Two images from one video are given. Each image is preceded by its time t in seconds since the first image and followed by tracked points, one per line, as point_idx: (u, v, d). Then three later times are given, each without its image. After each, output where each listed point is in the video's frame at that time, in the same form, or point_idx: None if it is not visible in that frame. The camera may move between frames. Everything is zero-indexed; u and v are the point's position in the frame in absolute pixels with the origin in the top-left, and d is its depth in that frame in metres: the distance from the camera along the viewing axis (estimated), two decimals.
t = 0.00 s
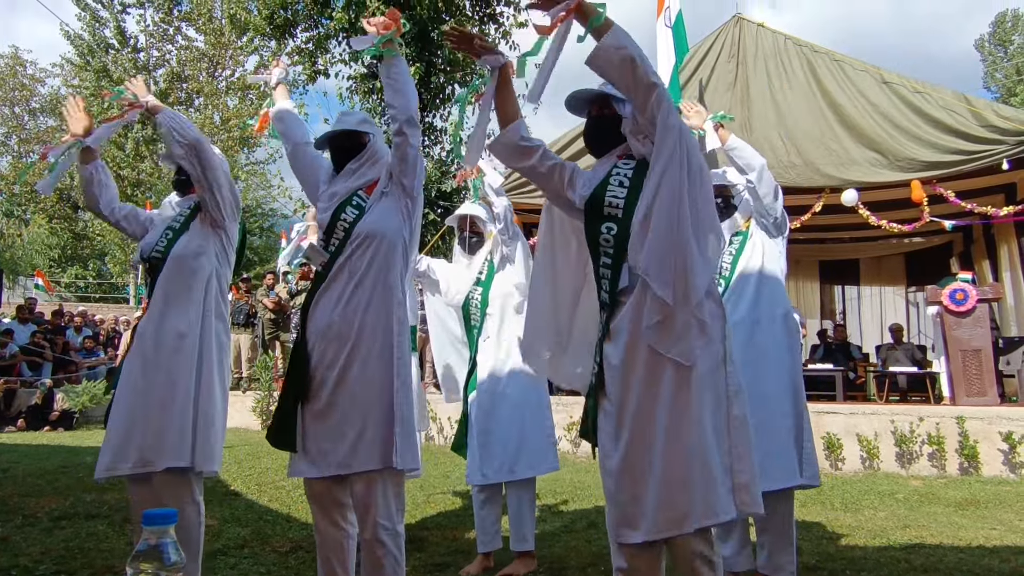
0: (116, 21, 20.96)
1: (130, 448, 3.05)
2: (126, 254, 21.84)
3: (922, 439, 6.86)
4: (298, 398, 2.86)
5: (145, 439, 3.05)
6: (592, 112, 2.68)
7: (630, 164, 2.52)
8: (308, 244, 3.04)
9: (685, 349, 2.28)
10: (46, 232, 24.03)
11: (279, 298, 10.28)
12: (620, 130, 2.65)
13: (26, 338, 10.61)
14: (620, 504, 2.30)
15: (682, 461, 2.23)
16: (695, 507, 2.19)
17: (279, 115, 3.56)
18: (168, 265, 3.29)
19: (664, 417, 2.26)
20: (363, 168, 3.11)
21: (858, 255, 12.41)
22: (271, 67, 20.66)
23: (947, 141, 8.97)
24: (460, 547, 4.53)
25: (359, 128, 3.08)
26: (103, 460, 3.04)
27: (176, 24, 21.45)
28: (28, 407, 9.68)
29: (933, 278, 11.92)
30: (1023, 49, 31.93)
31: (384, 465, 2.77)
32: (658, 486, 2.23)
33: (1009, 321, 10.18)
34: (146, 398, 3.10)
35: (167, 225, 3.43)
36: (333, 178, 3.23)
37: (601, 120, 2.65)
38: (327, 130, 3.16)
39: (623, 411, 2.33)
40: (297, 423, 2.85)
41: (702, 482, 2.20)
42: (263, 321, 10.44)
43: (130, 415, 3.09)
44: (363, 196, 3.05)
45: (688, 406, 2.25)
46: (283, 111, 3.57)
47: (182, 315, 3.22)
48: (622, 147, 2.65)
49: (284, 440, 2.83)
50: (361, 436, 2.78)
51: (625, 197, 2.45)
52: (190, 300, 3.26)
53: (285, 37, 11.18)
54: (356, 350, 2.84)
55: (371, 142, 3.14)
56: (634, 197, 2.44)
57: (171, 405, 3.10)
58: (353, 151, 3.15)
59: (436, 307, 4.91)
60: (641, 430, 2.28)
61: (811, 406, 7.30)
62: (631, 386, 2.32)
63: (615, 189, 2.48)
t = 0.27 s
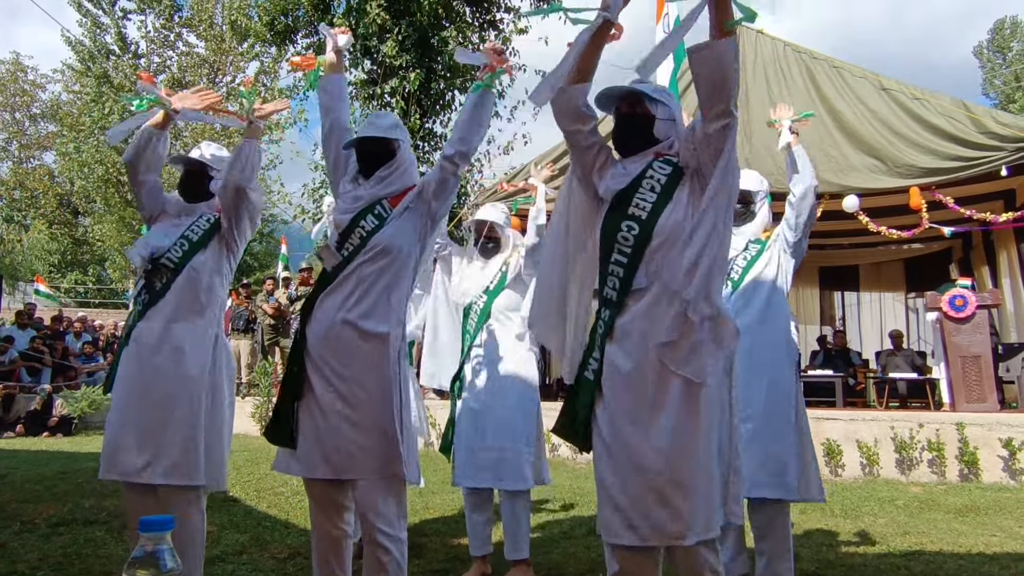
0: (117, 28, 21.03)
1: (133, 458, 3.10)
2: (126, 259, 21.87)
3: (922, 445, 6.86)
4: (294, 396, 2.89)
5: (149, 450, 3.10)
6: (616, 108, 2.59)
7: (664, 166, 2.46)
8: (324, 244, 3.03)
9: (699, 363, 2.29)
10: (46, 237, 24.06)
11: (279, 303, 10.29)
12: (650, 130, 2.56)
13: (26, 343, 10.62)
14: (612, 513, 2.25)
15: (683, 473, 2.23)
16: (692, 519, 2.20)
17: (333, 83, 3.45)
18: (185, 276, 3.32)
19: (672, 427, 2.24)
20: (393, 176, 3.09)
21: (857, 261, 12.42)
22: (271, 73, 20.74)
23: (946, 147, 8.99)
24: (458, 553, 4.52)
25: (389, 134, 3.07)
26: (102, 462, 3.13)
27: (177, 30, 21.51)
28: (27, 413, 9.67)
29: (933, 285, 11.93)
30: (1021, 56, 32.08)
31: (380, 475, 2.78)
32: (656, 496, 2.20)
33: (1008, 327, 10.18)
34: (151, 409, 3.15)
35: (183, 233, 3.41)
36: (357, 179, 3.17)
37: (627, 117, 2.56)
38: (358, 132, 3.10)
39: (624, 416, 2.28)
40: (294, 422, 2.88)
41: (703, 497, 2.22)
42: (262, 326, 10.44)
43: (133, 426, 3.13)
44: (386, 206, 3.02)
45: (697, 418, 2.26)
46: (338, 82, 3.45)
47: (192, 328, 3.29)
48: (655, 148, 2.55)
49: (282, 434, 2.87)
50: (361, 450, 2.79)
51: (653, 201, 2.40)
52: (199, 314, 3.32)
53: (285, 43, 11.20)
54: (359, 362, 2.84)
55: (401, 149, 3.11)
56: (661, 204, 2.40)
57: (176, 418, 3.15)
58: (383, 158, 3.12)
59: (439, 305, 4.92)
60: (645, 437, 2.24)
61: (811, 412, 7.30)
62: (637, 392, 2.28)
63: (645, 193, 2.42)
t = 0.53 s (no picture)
0: (118, 36, 21.10)
1: (129, 463, 3.10)
2: (126, 267, 21.88)
3: (922, 451, 6.85)
4: (292, 402, 2.89)
5: (146, 456, 3.11)
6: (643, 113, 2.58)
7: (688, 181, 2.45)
8: (336, 252, 3.05)
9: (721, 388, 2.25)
10: (45, 244, 24.07)
11: (278, 310, 10.29)
12: (675, 142, 2.53)
13: (25, 350, 10.62)
14: (611, 521, 2.24)
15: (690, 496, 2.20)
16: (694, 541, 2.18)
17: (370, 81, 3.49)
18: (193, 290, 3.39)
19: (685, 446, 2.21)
20: (412, 190, 3.08)
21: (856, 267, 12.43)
22: (271, 80, 20.81)
23: (944, 154, 9.03)
24: (457, 562, 4.51)
25: (415, 148, 3.07)
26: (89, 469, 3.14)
27: (178, 37, 21.58)
28: (25, 420, 9.64)
29: (932, 291, 11.96)
30: (1018, 63, 32.24)
31: (375, 482, 2.78)
32: (653, 510, 2.20)
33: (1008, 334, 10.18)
34: (151, 415, 3.16)
35: (193, 245, 3.48)
36: (377, 188, 3.16)
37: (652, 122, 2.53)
38: (385, 140, 3.09)
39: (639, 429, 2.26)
40: (294, 428, 2.87)
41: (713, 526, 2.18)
42: (261, 333, 10.43)
43: (129, 431, 3.14)
44: (402, 218, 3.02)
45: (714, 444, 2.22)
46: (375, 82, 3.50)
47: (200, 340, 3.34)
48: (673, 161, 2.52)
49: (282, 437, 2.86)
50: (360, 458, 2.78)
51: (682, 220, 2.39)
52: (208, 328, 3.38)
53: (285, 50, 11.22)
54: (362, 371, 2.83)
55: (423, 163, 3.11)
56: (691, 223, 2.39)
57: (178, 427, 3.17)
58: (405, 169, 3.10)
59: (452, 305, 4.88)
60: (657, 453, 2.22)
61: (811, 419, 7.29)
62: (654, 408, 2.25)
63: (674, 210, 2.41)
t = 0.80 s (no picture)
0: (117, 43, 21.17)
1: (130, 474, 3.10)
2: (125, 274, 21.89)
3: (922, 457, 6.84)
4: (293, 408, 2.91)
5: (147, 467, 3.11)
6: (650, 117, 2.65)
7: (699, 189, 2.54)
8: (339, 260, 3.06)
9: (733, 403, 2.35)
10: (44, 252, 24.06)
11: (276, 317, 10.29)
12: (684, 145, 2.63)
13: (23, 358, 10.60)
14: (619, 528, 2.32)
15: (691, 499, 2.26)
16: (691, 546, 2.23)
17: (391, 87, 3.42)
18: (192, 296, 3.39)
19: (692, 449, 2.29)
20: (416, 197, 3.08)
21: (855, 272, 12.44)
22: (271, 87, 20.89)
23: (943, 160, 9.03)
24: (457, 569, 4.50)
25: (421, 155, 3.07)
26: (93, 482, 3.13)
27: (177, 45, 21.62)
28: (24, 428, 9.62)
29: (931, 296, 11.97)
30: (1016, 69, 32.34)
31: (374, 490, 2.76)
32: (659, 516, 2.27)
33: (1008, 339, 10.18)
34: (151, 426, 3.16)
35: (192, 253, 3.46)
36: (380, 196, 3.17)
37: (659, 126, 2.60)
38: (390, 147, 3.09)
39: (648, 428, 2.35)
40: (297, 433, 2.89)
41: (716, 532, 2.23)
42: (260, 340, 10.42)
43: (130, 441, 3.14)
44: (405, 226, 3.02)
45: (721, 457, 2.28)
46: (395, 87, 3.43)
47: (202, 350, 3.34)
48: (681, 165, 2.64)
49: (286, 443, 2.88)
50: (361, 467, 2.77)
51: (689, 235, 2.45)
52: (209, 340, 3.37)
53: (285, 58, 11.25)
54: (363, 380, 2.83)
55: (428, 169, 3.11)
56: (697, 239, 2.45)
57: (179, 437, 3.17)
58: (411, 176, 3.10)
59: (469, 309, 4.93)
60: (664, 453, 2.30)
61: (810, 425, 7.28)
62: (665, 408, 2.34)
63: (683, 224, 2.47)
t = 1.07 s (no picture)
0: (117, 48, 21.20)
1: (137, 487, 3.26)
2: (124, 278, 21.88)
3: (922, 460, 6.83)
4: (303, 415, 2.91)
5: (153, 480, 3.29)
6: (652, 123, 2.78)
7: (701, 206, 2.70)
8: (340, 266, 3.05)
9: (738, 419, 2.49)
10: (43, 256, 24.05)
11: (276, 322, 10.29)
12: (682, 155, 2.75)
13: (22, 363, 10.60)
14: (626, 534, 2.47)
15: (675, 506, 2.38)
16: (696, 563, 2.30)
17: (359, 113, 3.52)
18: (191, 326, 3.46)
19: (700, 464, 2.37)
20: (409, 202, 3.09)
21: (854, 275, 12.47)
22: (270, 92, 20.93)
23: (942, 163, 9.03)
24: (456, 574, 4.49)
25: (412, 158, 3.07)
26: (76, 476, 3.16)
27: (177, 50, 21.65)
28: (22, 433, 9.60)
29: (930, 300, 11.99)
30: (1014, 72, 32.43)
31: (379, 497, 2.77)
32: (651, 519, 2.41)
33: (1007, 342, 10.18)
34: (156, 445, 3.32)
35: (188, 281, 3.58)
36: (375, 201, 3.18)
37: (664, 137, 2.74)
38: (379, 153, 3.09)
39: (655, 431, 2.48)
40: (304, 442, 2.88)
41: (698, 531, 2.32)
42: (259, 345, 10.42)
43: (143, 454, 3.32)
44: (402, 231, 3.02)
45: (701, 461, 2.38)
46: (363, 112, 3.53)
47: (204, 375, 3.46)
48: (677, 172, 2.77)
49: (293, 453, 2.89)
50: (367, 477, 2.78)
51: (682, 272, 2.60)
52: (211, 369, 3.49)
53: (284, 63, 11.27)
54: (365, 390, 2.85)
55: (420, 173, 3.12)
56: (693, 277, 2.60)
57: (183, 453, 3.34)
58: (404, 181, 3.11)
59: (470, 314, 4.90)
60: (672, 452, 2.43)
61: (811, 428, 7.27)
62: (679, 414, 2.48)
63: (679, 262, 2.61)
